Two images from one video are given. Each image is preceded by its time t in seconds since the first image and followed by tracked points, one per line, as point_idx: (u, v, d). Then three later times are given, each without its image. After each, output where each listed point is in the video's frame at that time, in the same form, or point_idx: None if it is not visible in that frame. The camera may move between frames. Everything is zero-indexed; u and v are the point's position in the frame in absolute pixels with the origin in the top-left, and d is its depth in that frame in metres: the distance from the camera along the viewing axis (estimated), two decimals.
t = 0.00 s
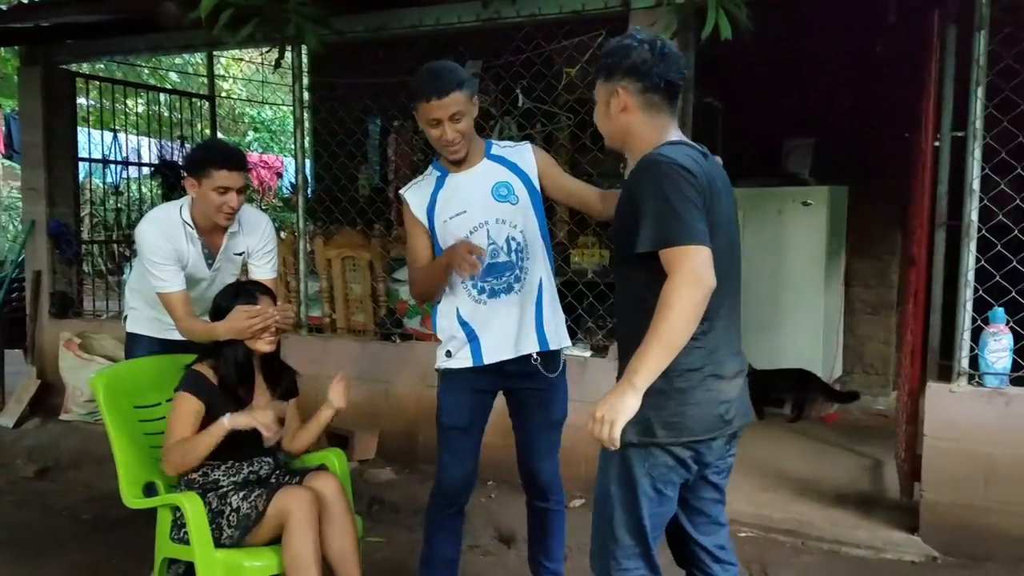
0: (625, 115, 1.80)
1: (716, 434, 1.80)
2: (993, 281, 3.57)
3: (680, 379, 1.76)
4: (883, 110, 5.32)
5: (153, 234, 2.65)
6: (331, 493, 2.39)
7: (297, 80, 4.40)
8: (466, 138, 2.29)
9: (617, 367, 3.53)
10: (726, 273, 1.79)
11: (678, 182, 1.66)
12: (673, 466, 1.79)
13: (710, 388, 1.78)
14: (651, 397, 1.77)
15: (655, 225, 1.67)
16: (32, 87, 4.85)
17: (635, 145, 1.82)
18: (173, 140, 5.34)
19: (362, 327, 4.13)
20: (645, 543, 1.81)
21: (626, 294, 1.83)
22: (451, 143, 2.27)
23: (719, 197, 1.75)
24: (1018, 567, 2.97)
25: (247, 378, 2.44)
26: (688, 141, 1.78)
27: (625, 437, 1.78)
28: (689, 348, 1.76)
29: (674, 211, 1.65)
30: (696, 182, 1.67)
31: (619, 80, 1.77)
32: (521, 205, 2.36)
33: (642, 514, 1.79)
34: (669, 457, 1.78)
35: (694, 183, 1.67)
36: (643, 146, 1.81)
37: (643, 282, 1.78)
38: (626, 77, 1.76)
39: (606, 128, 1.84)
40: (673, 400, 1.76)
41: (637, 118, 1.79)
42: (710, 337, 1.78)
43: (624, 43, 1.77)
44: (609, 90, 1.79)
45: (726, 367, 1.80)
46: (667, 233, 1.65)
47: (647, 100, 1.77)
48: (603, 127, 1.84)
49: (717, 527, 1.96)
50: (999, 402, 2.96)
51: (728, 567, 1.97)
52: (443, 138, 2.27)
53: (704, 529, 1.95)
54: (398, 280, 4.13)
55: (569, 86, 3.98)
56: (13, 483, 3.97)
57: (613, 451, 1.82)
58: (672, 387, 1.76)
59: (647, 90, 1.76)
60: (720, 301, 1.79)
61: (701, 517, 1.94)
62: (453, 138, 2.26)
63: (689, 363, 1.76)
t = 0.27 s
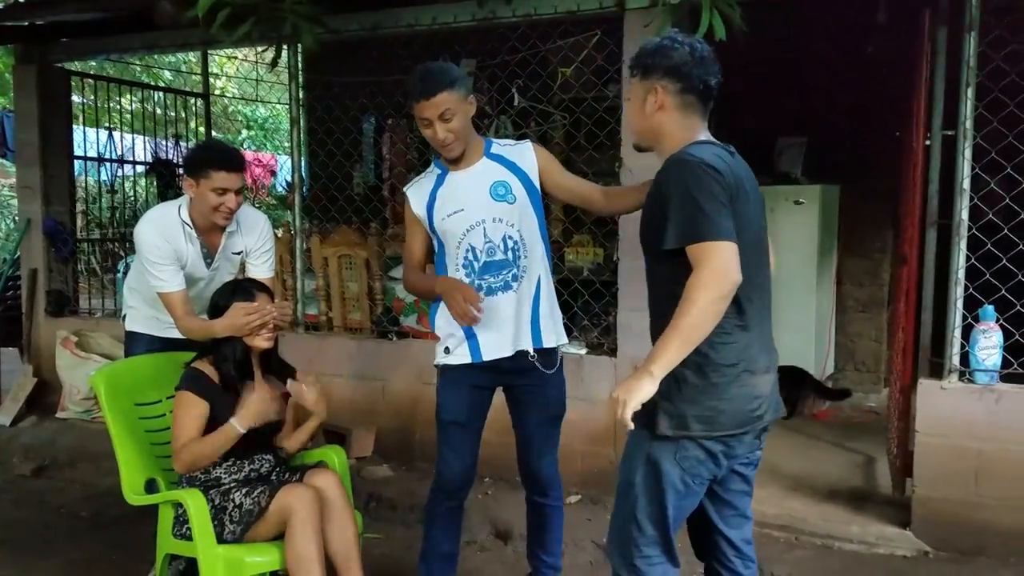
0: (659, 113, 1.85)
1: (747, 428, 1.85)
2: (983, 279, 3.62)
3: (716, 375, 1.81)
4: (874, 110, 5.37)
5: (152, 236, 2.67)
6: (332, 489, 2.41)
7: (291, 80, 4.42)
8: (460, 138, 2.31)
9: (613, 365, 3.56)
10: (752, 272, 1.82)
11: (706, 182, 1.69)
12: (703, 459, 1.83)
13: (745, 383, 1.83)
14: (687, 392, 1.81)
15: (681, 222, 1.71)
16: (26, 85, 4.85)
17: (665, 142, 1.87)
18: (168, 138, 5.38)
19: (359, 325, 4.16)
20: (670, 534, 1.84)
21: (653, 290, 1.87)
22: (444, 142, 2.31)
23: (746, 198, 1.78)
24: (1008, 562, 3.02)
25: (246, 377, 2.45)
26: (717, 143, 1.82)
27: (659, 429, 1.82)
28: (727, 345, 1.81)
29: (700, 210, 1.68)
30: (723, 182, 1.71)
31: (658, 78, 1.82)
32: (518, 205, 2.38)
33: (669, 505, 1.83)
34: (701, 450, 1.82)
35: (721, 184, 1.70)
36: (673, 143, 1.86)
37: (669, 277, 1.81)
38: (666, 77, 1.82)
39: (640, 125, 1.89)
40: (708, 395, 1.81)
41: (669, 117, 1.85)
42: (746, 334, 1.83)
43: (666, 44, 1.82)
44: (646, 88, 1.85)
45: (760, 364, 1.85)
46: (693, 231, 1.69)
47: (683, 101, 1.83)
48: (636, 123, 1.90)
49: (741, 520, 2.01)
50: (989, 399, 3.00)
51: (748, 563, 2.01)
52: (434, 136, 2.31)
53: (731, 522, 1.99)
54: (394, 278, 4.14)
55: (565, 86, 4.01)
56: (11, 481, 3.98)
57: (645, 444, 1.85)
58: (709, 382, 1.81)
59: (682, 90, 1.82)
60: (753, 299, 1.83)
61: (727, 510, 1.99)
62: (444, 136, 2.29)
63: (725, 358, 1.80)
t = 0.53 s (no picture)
0: (689, 116, 1.88)
1: (764, 434, 1.88)
2: (979, 281, 3.65)
3: (727, 383, 1.83)
4: (872, 112, 5.40)
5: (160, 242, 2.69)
6: (337, 490, 2.45)
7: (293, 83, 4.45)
8: (469, 151, 2.37)
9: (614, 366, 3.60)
10: (769, 281, 1.83)
11: (722, 191, 1.73)
12: (725, 467, 1.87)
13: (756, 390, 1.85)
14: (699, 402, 1.85)
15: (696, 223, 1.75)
16: (30, 88, 4.87)
17: (695, 144, 1.91)
18: (168, 139, 5.48)
19: (361, 326, 4.18)
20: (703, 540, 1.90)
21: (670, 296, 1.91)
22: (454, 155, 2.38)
23: (766, 208, 1.80)
24: (1004, 561, 3.06)
25: (253, 380, 2.48)
26: (742, 151, 1.84)
27: (677, 440, 1.88)
28: (736, 353, 1.83)
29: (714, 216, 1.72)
30: (741, 192, 1.73)
31: (690, 81, 1.86)
32: (529, 213, 2.41)
33: (699, 513, 1.89)
34: (721, 458, 1.87)
35: (737, 194, 1.73)
36: (703, 146, 1.90)
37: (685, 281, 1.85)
38: (699, 80, 1.85)
39: (670, 126, 1.93)
40: (722, 404, 1.84)
41: (699, 120, 1.88)
42: (756, 341, 1.84)
43: (703, 46, 1.86)
44: (678, 89, 1.88)
45: (771, 370, 1.87)
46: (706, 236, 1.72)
47: (714, 105, 1.86)
48: (666, 123, 1.93)
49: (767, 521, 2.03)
50: (986, 400, 3.04)
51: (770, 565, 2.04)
52: (443, 147, 2.38)
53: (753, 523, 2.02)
54: (397, 280, 4.19)
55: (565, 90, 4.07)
56: (15, 481, 4.02)
57: (669, 454, 1.92)
58: (720, 391, 1.84)
59: (714, 95, 1.86)
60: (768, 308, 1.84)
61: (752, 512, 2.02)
62: (451, 148, 2.36)
63: (736, 367, 1.83)
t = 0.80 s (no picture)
0: (709, 109, 1.89)
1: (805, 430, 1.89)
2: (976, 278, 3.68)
3: (765, 380, 1.85)
4: (870, 111, 5.43)
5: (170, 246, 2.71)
6: (341, 486, 2.46)
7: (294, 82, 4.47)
8: (472, 147, 2.50)
9: (613, 362, 3.62)
10: (788, 279, 1.84)
11: (726, 187, 1.76)
12: (771, 464, 1.88)
13: (793, 386, 1.87)
14: (738, 401, 1.86)
15: (694, 203, 1.79)
16: (31, 87, 4.89)
17: (712, 139, 1.91)
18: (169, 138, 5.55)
19: (362, 324, 4.21)
20: (757, 542, 1.89)
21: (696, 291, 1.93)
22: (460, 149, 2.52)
23: (780, 208, 1.80)
24: (1001, 555, 3.08)
25: (258, 375, 2.50)
26: (761, 148, 1.84)
27: (721, 442, 1.87)
28: (770, 349, 1.85)
29: (712, 209, 1.76)
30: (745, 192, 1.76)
31: (710, 75, 1.87)
32: (529, 209, 2.50)
33: (752, 515, 1.88)
34: (765, 456, 1.87)
35: (740, 194, 1.76)
36: (721, 141, 1.90)
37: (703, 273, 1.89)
38: (719, 74, 1.86)
39: (691, 120, 1.93)
40: (764, 403, 1.84)
41: (719, 114, 1.88)
42: (789, 336, 1.86)
43: (727, 38, 1.86)
44: (698, 83, 1.89)
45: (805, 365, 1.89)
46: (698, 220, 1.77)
47: (735, 100, 1.86)
48: (687, 117, 1.94)
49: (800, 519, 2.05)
50: (983, 395, 3.06)
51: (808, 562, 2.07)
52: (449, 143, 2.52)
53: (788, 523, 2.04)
54: (399, 277, 4.14)
55: (564, 88, 4.08)
56: (18, 479, 4.04)
57: (711, 459, 1.91)
58: (758, 389, 1.85)
59: (734, 90, 1.86)
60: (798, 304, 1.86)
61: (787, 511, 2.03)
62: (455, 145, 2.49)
63: (775, 364, 1.85)
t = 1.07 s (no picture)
0: (751, 109, 1.92)
1: (822, 436, 1.92)
2: (972, 279, 3.70)
3: (786, 383, 1.88)
4: (867, 112, 5.45)
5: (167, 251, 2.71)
6: (342, 486, 2.48)
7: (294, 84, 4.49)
8: (455, 152, 2.63)
9: (612, 362, 3.64)
10: (818, 281, 1.87)
11: (760, 179, 1.79)
12: (786, 469, 1.90)
13: (813, 390, 1.90)
14: (757, 401, 1.89)
15: (728, 187, 1.82)
16: (33, 88, 4.91)
17: (754, 139, 1.93)
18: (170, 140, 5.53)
19: (362, 324, 4.23)
20: (763, 545, 1.91)
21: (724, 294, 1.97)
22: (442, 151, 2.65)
23: (816, 208, 1.83)
24: (996, 553, 3.10)
25: (257, 376, 2.52)
26: (806, 150, 1.88)
27: (736, 442, 1.90)
28: (794, 352, 1.88)
29: (745, 199, 1.79)
30: (780, 185, 1.79)
31: (751, 74, 1.90)
32: (500, 220, 2.62)
33: (761, 517, 1.90)
34: (781, 460, 1.89)
35: (777, 186, 1.79)
36: (763, 140, 1.92)
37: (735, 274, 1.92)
38: (761, 72, 1.89)
39: (730, 122, 1.96)
40: (783, 406, 1.87)
41: (761, 113, 1.91)
42: (813, 341, 1.89)
43: (761, 40, 1.91)
44: (738, 84, 1.92)
45: (826, 371, 1.92)
46: (728, 205, 1.80)
47: (778, 97, 1.90)
48: (726, 120, 1.97)
49: (801, 531, 2.09)
50: (978, 395, 3.09)
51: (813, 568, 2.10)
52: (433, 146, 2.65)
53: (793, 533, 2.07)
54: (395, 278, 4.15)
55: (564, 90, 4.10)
56: (20, 478, 4.06)
57: (726, 459, 1.93)
58: (779, 391, 1.88)
59: (777, 87, 1.90)
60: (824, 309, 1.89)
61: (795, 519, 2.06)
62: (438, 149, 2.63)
63: (797, 368, 1.88)
